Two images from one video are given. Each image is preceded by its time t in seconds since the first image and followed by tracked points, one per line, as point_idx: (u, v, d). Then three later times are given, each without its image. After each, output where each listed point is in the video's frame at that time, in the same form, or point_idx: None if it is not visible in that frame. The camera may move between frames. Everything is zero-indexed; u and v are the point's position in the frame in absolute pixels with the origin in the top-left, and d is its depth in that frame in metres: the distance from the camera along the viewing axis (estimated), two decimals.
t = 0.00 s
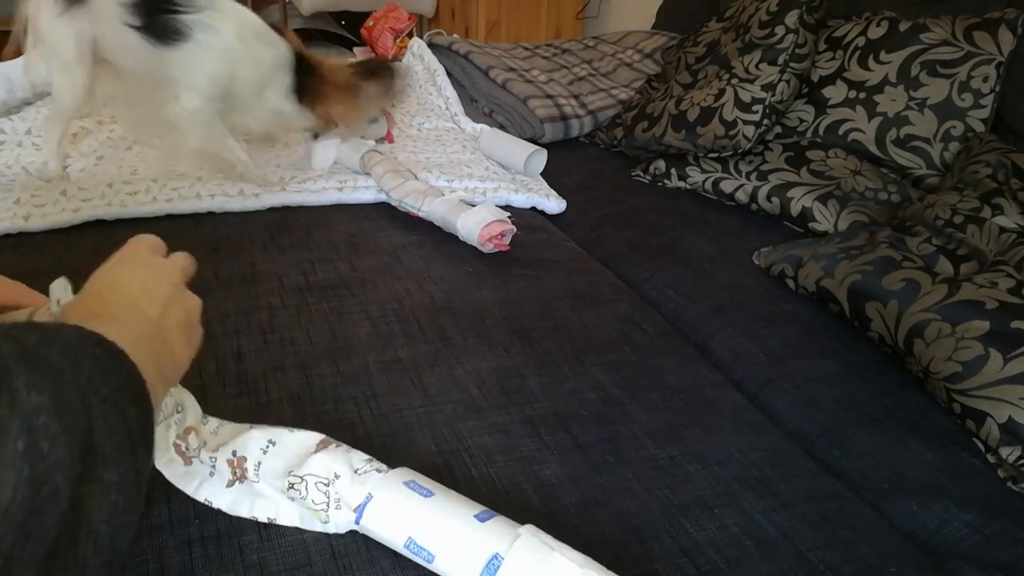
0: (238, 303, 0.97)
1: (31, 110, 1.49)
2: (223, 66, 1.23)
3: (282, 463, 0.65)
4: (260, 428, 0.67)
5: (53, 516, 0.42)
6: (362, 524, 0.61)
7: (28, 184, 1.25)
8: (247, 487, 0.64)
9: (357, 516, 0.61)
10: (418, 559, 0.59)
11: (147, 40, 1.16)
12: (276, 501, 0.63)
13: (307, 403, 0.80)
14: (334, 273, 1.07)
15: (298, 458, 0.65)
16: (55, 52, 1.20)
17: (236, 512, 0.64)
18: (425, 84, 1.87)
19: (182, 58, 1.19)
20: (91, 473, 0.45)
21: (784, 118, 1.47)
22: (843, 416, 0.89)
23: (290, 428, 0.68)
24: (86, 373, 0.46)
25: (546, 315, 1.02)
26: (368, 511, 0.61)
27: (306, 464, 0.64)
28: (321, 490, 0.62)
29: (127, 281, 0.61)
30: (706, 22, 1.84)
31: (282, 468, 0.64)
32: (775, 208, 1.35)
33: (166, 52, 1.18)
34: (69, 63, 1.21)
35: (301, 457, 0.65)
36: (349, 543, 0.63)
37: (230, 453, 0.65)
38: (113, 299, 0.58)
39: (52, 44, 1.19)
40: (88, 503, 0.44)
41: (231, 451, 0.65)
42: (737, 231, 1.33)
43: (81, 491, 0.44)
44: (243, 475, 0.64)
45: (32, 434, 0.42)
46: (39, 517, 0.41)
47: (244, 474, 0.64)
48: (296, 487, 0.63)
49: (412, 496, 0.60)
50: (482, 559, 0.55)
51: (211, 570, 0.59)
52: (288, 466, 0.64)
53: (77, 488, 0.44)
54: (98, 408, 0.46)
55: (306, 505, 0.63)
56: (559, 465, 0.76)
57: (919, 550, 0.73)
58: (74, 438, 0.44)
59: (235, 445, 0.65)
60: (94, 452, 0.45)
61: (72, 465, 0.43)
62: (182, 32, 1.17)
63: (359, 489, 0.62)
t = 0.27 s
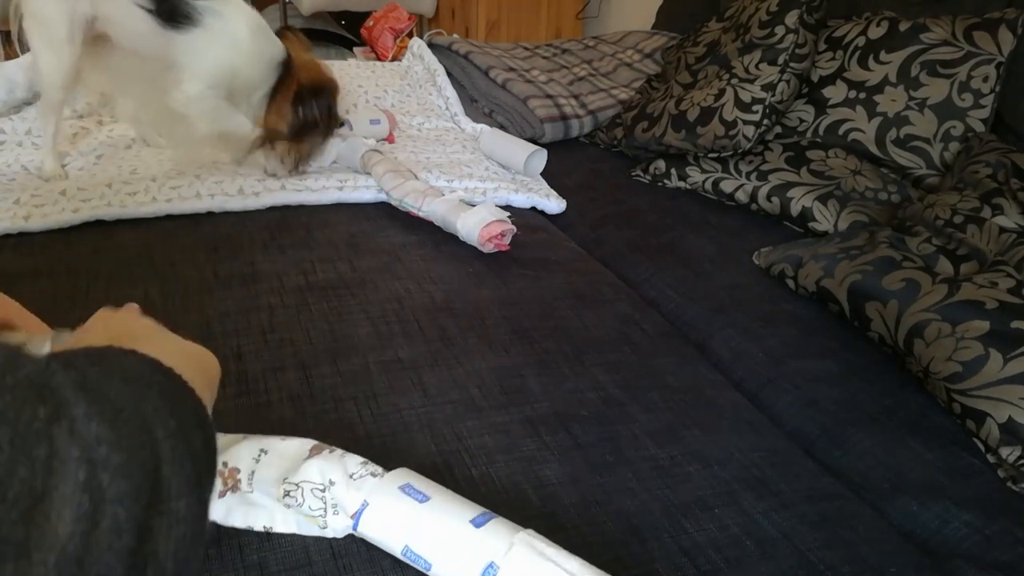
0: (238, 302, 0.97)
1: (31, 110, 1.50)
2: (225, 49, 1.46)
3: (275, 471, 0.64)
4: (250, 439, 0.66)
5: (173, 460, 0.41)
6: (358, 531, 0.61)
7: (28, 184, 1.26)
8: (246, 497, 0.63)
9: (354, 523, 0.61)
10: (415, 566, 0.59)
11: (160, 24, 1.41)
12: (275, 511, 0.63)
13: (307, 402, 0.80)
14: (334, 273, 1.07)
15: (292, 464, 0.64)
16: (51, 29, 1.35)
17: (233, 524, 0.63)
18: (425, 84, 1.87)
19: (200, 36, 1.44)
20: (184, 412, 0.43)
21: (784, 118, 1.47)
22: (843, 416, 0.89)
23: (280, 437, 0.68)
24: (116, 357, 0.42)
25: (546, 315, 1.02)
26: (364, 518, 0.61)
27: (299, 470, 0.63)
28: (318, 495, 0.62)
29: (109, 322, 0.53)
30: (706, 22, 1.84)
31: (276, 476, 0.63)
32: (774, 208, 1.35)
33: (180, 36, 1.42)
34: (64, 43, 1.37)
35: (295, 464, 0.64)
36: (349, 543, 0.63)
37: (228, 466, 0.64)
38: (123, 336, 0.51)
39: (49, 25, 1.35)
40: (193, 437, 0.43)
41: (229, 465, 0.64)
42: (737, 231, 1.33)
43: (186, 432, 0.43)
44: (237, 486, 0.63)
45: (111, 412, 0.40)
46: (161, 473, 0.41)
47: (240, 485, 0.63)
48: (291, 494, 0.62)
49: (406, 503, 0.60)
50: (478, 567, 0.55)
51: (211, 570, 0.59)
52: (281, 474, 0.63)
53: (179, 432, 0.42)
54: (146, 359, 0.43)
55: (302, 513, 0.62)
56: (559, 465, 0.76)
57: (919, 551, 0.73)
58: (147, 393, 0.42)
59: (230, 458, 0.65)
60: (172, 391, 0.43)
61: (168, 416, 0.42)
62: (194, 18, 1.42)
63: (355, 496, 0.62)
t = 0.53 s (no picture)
0: (238, 302, 0.97)
1: (31, 110, 1.49)
2: (237, 58, 1.48)
3: (281, 464, 0.63)
4: (259, 430, 0.65)
5: (194, 432, 0.42)
6: (363, 525, 0.60)
7: (28, 184, 1.26)
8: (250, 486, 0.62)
9: (357, 518, 0.61)
10: (419, 559, 0.58)
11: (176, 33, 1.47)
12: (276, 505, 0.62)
13: (307, 403, 0.80)
14: (334, 273, 1.07)
15: (299, 457, 0.63)
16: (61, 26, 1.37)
17: (233, 509, 0.63)
18: (425, 84, 1.87)
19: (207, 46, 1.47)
20: (212, 393, 0.44)
21: (784, 118, 1.47)
22: (843, 416, 0.89)
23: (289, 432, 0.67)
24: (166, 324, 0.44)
25: (546, 315, 1.02)
26: (369, 512, 0.60)
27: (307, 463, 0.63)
28: (323, 489, 0.61)
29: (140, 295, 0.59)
30: (706, 22, 1.84)
31: (281, 469, 0.63)
32: (775, 208, 1.35)
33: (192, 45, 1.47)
34: (72, 42, 1.39)
35: (303, 458, 0.63)
36: (349, 543, 0.63)
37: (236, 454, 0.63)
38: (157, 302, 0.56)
39: (59, 21, 1.36)
40: (218, 419, 0.43)
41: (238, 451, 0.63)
42: (737, 231, 1.33)
43: (211, 412, 0.43)
44: (242, 474, 0.63)
45: (138, 365, 0.40)
46: (182, 437, 0.41)
47: (246, 472, 0.63)
48: (296, 486, 0.61)
49: (412, 497, 0.60)
50: (484, 559, 0.55)
51: (211, 570, 0.59)
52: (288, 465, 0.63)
53: (206, 412, 0.43)
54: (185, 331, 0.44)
55: (305, 505, 0.62)
56: (559, 465, 0.76)
57: (919, 550, 0.73)
58: (179, 359, 0.42)
59: (242, 443, 0.64)
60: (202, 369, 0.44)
61: (195, 394, 0.42)
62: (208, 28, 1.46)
63: (360, 490, 0.61)
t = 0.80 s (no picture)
0: (238, 303, 0.97)
1: (32, 110, 1.49)
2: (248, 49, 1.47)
3: (288, 456, 0.65)
4: (268, 420, 0.67)
5: (185, 460, 0.41)
6: (366, 519, 0.61)
7: (29, 184, 1.26)
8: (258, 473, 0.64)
9: (361, 510, 0.62)
10: (423, 553, 0.59)
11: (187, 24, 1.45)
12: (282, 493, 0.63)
13: (307, 403, 0.80)
14: (334, 273, 1.07)
15: (304, 451, 0.65)
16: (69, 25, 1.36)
17: (239, 497, 0.64)
18: (425, 84, 1.87)
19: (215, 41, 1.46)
20: (203, 409, 0.43)
21: (784, 118, 1.47)
22: (843, 416, 0.89)
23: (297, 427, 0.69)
24: (149, 344, 0.44)
25: (546, 315, 1.02)
26: (373, 504, 0.61)
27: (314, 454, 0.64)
28: (327, 482, 0.63)
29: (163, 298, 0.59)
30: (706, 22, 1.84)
31: (288, 459, 0.64)
32: (775, 208, 1.35)
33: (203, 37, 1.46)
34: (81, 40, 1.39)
35: (309, 450, 0.65)
36: (349, 543, 0.63)
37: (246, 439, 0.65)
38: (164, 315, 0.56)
39: (66, 21, 1.35)
40: (210, 438, 0.42)
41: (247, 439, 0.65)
42: (737, 231, 1.33)
43: (204, 430, 0.42)
44: (249, 462, 0.64)
45: (125, 408, 0.40)
46: (171, 469, 0.40)
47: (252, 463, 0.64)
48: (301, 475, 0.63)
49: (416, 490, 0.61)
50: (490, 551, 0.55)
51: (211, 570, 0.59)
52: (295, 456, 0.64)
53: (194, 431, 0.42)
54: (173, 356, 0.43)
55: (309, 497, 0.63)
56: (559, 465, 0.76)
57: (919, 551, 0.73)
58: (166, 387, 0.42)
59: (251, 430, 0.66)
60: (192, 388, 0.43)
61: (185, 414, 0.41)
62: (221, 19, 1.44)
63: (365, 483, 0.62)
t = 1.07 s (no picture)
0: (238, 303, 0.97)
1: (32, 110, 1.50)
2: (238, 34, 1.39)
3: (294, 459, 0.64)
4: (274, 423, 0.66)
5: (184, 460, 0.40)
6: (372, 523, 0.61)
7: (29, 184, 1.26)
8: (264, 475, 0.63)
9: (368, 514, 0.61)
10: (429, 557, 0.58)
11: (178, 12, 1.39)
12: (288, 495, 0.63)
13: (307, 403, 0.80)
14: (334, 273, 1.07)
15: (312, 454, 0.64)
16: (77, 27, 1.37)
17: (243, 501, 0.63)
18: (425, 84, 1.87)
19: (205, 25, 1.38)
20: (202, 410, 0.42)
21: (784, 118, 1.47)
22: (843, 416, 0.89)
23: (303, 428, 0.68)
24: (147, 351, 0.42)
25: (545, 315, 1.02)
26: (380, 508, 0.60)
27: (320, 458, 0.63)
28: (333, 486, 0.62)
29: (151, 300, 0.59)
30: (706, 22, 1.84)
31: (294, 463, 0.63)
32: (775, 208, 1.35)
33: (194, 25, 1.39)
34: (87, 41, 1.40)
35: (316, 453, 0.64)
36: (349, 543, 0.63)
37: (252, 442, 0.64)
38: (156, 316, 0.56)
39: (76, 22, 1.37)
40: (208, 438, 0.42)
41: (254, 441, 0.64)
42: (737, 231, 1.33)
43: (202, 429, 0.42)
44: (255, 465, 0.63)
45: (125, 409, 0.39)
46: (171, 471, 0.40)
47: (257, 466, 0.63)
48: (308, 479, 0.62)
49: (422, 495, 0.60)
50: (495, 557, 0.55)
51: (211, 570, 0.60)
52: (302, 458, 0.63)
53: (194, 431, 0.41)
54: (169, 356, 0.43)
55: (316, 500, 0.62)
56: (559, 465, 0.76)
57: (919, 551, 0.73)
58: (166, 389, 0.41)
59: (258, 433, 0.65)
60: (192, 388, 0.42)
61: (184, 413, 0.41)
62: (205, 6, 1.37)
63: (372, 487, 0.61)
